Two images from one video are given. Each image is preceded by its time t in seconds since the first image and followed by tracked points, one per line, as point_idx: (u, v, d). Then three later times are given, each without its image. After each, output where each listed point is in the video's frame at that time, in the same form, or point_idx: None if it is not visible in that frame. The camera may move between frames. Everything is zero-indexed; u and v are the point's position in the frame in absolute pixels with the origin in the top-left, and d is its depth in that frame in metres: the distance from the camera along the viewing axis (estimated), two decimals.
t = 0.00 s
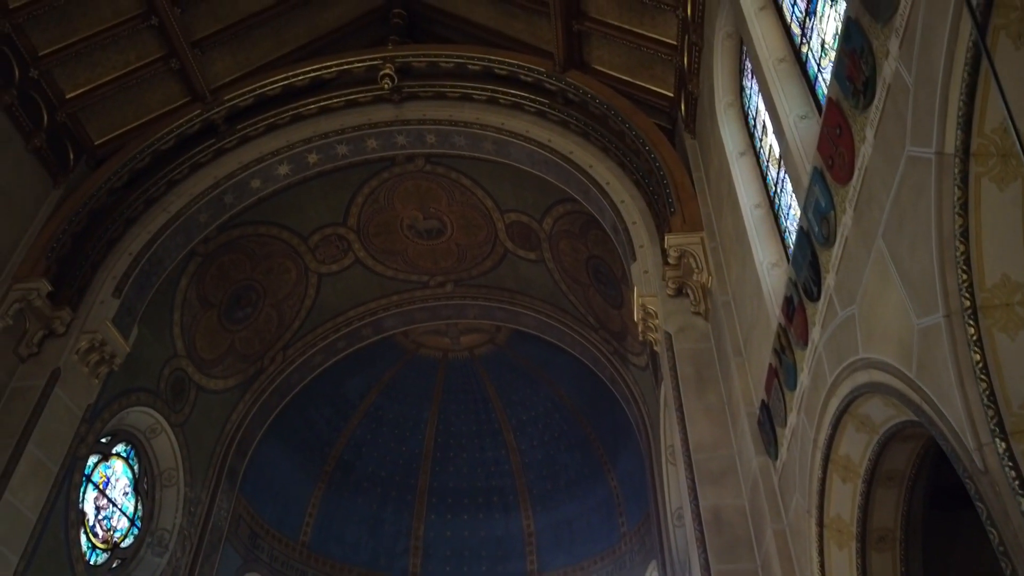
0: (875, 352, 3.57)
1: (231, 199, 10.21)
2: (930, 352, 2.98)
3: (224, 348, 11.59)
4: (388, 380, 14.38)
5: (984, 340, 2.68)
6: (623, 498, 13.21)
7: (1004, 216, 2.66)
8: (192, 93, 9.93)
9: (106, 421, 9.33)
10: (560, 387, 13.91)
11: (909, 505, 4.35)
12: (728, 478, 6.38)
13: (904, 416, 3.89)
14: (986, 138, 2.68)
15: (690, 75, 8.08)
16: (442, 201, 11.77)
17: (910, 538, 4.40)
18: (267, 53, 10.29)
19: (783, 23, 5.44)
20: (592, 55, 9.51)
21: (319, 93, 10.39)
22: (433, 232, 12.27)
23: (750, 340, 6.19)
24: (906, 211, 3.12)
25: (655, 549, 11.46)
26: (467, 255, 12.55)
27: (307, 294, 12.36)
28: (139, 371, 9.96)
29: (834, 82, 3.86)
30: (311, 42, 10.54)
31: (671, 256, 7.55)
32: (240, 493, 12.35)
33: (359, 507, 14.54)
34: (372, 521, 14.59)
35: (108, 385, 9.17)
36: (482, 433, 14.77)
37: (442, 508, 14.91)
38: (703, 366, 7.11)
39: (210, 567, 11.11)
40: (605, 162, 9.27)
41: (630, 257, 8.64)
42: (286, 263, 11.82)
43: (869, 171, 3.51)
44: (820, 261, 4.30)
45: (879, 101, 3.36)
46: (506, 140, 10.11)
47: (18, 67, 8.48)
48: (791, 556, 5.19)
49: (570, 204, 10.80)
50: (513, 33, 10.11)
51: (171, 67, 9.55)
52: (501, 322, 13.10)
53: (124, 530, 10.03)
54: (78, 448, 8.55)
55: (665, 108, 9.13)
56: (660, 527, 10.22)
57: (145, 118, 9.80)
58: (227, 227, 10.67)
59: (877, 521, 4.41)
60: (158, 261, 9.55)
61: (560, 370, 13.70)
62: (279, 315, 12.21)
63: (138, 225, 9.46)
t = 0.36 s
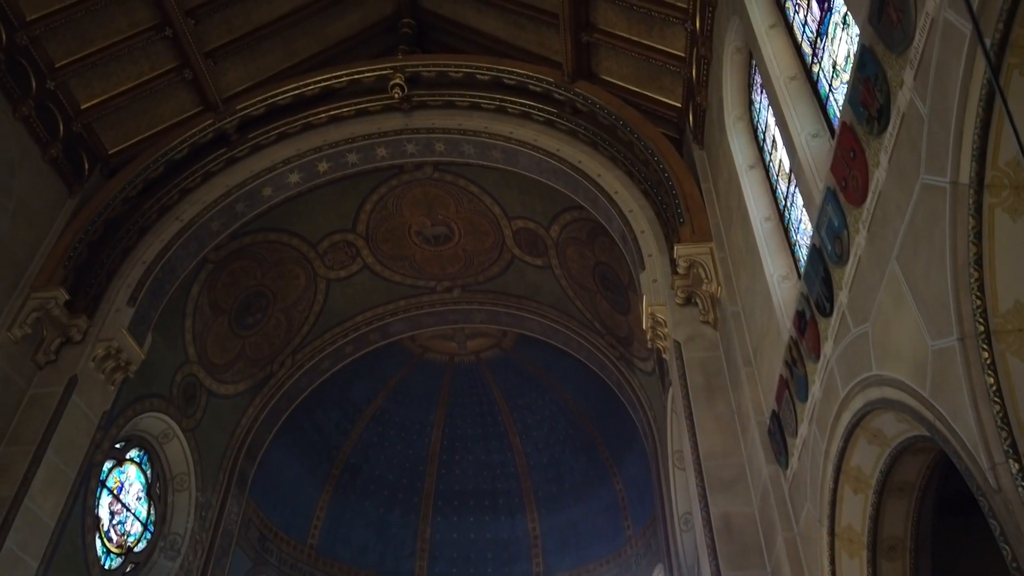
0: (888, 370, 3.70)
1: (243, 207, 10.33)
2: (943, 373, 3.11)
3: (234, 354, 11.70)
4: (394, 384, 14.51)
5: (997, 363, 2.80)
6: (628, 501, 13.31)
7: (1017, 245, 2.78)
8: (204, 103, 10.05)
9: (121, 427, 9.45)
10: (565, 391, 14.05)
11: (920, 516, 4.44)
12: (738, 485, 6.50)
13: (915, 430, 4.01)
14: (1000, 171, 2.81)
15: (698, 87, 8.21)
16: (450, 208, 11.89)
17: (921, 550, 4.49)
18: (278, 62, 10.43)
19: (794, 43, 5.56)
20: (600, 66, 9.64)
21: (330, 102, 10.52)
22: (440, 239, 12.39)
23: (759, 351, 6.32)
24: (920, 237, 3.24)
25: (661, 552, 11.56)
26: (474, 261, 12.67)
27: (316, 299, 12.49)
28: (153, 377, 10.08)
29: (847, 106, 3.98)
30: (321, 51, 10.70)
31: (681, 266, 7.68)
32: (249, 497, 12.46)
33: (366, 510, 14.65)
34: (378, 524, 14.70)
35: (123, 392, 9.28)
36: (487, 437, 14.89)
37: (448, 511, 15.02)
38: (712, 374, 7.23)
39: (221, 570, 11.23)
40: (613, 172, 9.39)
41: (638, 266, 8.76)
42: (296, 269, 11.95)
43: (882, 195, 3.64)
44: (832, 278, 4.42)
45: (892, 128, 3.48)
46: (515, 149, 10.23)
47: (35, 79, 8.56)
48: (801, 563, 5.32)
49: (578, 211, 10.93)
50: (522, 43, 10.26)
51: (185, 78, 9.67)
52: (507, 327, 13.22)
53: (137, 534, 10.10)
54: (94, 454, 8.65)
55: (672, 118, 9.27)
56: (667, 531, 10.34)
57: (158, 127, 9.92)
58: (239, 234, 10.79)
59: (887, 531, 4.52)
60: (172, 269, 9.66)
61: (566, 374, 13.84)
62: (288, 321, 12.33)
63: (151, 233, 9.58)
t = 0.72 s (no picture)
0: (901, 387, 3.81)
1: (255, 215, 10.44)
2: (957, 392, 3.22)
3: (245, 359, 11.80)
4: (401, 388, 14.62)
5: (1010, 386, 2.92)
6: (633, 505, 13.40)
7: None
8: (217, 112, 10.17)
9: (135, 433, 9.56)
10: (571, 395, 14.15)
11: (928, 528, 4.56)
12: (747, 493, 6.61)
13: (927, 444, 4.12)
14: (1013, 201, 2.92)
15: (707, 99, 8.33)
16: (458, 215, 12.00)
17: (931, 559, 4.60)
18: (289, 72, 10.58)
19: (805, 61, 5.69)
20: (608, 76, 9.77)
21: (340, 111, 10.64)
22: (448, 245, 12.50)
23: (769, 361, 6.43)
24: (934, 260, 3.36)
25: (668, 556, 11.65)
26: (481, 267, 12.78)
27: (325, 305, 12.60)
28: (166, 383, 10.18)
29: (860, 130, 4.10)
30: (331, 61, 10.87)
31: (690, 275, 7.80)
32: (259, 501, 12.58)
33: (373, 513, 14.76)
34: (385, 526, 14.81)
35: (138, 398, 9.39)
36: (493, 440, 15.01)
37: (454, 514, 15.12)
38: (721, 383, 7.34)
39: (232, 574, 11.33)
40: (621, 181, 9.50)
41: (647, 274, 8.88)
42: (305, 275, 12.06)
43: (896, 217, 3.75)
44: (844, 294, 4.53)
45: (906, 153, 3.60)
46: (523, 157, 10.33)
47: (52, 90, 8.67)
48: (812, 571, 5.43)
49: (585, 219, 11.05)
50: (530, 53, 10.40)
51: (198, 87, 9.80)
52: (514, 331, 13.33)
53: (150, 538, 10.19)
54: (110, 460, 8.76)
55: (680, 128, 9.39)
56: (675, 534, 10.46)
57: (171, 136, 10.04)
58: (250, 241, 10.91)
59: (898, 540, 4.62)
60: (185, 276, 9.78)
61: (572, 379, 13.95)
62: (298, 326, 12.45)
63: (165, 241, 9.69)
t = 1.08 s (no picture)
0: (913, 402, 3.92)
1: (267, 223, 10.55)
2: (969, 411, 3.34)
3: (255, 365, 11.91)
4: (408, 392, 14.74)
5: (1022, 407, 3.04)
6: (639, 508, 13.52)
7: None
8: (229, 121, 10.29)
9: (150, 439, 9.67)
10: (576, 400, 14.28)
11: (938, 537, 4.68)
12: (757, 501, 6.73)
13: (937, 457, 4.24)
14: None
15: (715, 110, 8.45)
16: (466, 221, 12.12)
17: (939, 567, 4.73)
18: (300, 81, 10.70)
19: (815, 78, 5.82)
20: (616, 86, 9.90)
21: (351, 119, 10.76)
22: (456, 251, 12.62)
23: (778, 370, 6.56)
24: (947, 282, 3.48)
25: (674, 560, 11.77)
26: (488, 272, 12.90)
27: (334, 311, 12.72)
28: (180, 390, 10.29)
29: (873, 152, 4.22)
30: (341, 70, 11.00)
31: (699, 285, 7.92)
32: (268, 504, 12.69)
33: (380, 516, 14.87)
34: (392, 529, 14.92)
35: (152, 405, 9.50)
36: (499, 444, 15.13)
37: (460, 516, 15.24)
38: (730, 391, 7.46)
39: None
40: (629, 190, 9.62)
41: (655, 282, 9.00)
42: (315, 282, 12.17)
43: (908, 238, 3.87)
44: (856, 310, 4.65)
45: (919, 177, 3.72)
46: (531, 166, 10.46)
47: (68, 101, 8.77)
48: None
49: (592, 226, 11.17)
50: (539, 63, 10.53)
51: (211, 97, 9.92)
52: (520, 336, 13.45)
53: (164, 543, 10.28)
54: (126, 466, 8.87)
55: (687, 138, 9.52)
56: (681, 538, 10.59)
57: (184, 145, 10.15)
58: (261, 249, 11.02)
59: (907, 548, 4.74)
60: (198, 284, 9.89)
61: (577, 383, 14.07)
62: (307, 332, 12.56)
63: (178, 249, 9.81)
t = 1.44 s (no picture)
0: (925, 418, 4.04)
1: (278, 230, 10.66)
2: (982, 429, 3.45)
3: (265, 370, 12.02)
4: (415, 396, 14.85)
5: None
6: (644, 512, 13.62)
7: None
8: (241, 130, 10.41)
9: (164, 444, 9.78)
10: (583, 404, 14.39)
11: (948, 547, 4.79)
12: (766, 508, 6.84)
13: (947, 470, 4.35)
14: None
15: (723, 121, 8.57)
16: (474, 228, 12.23)
17: None
18: (311, 90, 10.82)
19: (824, 95, 5.94)
20: (624, 96, 10.02)
21: (361, 128, 10.87)
22: (463, 257, 12.73)
23: (787, 380, 6.67)
24: (959, 303, 3.59)
25: (680, 563, 11.86)
26: (495, 278, 13.00)
27: (342, 316, 12.83)
28: (193, 396, 10.40)
29: (885, 173, 4.33)
30: (351, 79, 11.12)
31: (708, 294, 8.03)
32: (277, 508, 12.80)
33: (387, 519, 14.98)
34: (399, 532, 15.02)
35: (166, 411, 9.61)
36: (505, 447, 15.24)
37: (467, 520, 15.34)
38: (739, 400, 7.56)
39: None
40: (637, 198, 9.74)
41: (664, 291, 9.11)
42: (324, 288, 12.29)
43: (920, 258, 3.98)
44: (867, 325, 4.77)
45: (931, 200, 3.83)
46: (539, 174, 10.58)
47: (85, 111, 8.87)
48: None
49: (599, 233, 11.28)
50: (547, 72, 10.66)
51: (223, 106, 10.03)
52: (527, 341, 13.56)
53: (177, 547, 10.38)
54: (141, 473, 8.98)
55: (695, 147, 9.64)
56: (688, 543, 10.70)
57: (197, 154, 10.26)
58: (272, 256, 11.14)
59: (917, 558, 4.85)
60: (210, 291, 10.01)
61: (584, 388, 14.18)
62: (316, 337, 12.67)
63: (191, 257, 9.93)
